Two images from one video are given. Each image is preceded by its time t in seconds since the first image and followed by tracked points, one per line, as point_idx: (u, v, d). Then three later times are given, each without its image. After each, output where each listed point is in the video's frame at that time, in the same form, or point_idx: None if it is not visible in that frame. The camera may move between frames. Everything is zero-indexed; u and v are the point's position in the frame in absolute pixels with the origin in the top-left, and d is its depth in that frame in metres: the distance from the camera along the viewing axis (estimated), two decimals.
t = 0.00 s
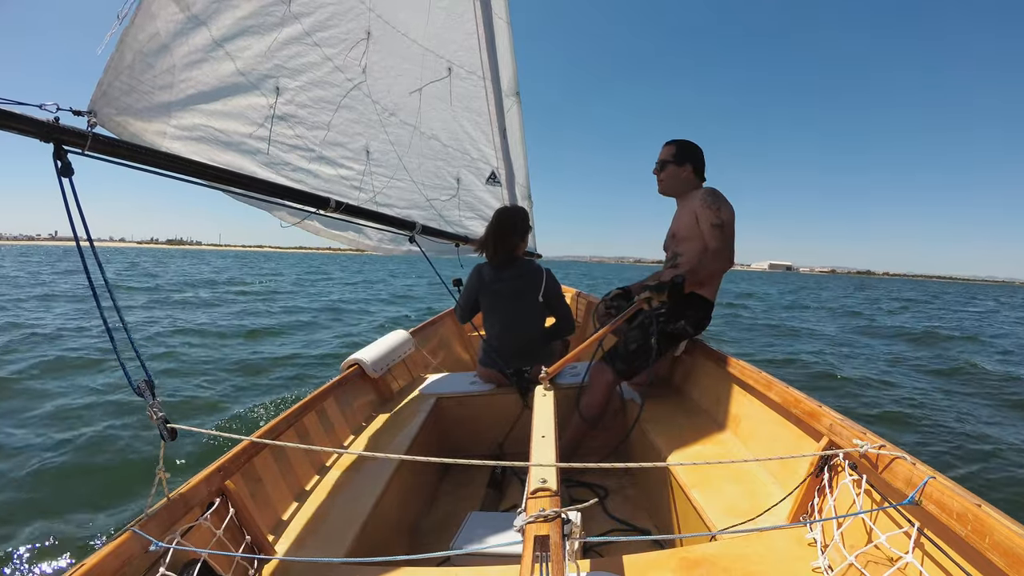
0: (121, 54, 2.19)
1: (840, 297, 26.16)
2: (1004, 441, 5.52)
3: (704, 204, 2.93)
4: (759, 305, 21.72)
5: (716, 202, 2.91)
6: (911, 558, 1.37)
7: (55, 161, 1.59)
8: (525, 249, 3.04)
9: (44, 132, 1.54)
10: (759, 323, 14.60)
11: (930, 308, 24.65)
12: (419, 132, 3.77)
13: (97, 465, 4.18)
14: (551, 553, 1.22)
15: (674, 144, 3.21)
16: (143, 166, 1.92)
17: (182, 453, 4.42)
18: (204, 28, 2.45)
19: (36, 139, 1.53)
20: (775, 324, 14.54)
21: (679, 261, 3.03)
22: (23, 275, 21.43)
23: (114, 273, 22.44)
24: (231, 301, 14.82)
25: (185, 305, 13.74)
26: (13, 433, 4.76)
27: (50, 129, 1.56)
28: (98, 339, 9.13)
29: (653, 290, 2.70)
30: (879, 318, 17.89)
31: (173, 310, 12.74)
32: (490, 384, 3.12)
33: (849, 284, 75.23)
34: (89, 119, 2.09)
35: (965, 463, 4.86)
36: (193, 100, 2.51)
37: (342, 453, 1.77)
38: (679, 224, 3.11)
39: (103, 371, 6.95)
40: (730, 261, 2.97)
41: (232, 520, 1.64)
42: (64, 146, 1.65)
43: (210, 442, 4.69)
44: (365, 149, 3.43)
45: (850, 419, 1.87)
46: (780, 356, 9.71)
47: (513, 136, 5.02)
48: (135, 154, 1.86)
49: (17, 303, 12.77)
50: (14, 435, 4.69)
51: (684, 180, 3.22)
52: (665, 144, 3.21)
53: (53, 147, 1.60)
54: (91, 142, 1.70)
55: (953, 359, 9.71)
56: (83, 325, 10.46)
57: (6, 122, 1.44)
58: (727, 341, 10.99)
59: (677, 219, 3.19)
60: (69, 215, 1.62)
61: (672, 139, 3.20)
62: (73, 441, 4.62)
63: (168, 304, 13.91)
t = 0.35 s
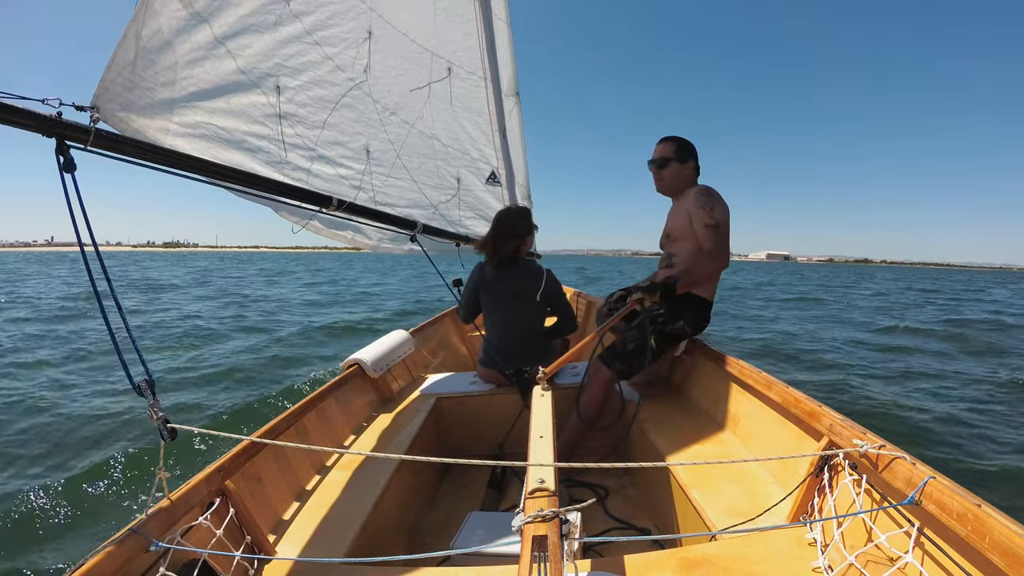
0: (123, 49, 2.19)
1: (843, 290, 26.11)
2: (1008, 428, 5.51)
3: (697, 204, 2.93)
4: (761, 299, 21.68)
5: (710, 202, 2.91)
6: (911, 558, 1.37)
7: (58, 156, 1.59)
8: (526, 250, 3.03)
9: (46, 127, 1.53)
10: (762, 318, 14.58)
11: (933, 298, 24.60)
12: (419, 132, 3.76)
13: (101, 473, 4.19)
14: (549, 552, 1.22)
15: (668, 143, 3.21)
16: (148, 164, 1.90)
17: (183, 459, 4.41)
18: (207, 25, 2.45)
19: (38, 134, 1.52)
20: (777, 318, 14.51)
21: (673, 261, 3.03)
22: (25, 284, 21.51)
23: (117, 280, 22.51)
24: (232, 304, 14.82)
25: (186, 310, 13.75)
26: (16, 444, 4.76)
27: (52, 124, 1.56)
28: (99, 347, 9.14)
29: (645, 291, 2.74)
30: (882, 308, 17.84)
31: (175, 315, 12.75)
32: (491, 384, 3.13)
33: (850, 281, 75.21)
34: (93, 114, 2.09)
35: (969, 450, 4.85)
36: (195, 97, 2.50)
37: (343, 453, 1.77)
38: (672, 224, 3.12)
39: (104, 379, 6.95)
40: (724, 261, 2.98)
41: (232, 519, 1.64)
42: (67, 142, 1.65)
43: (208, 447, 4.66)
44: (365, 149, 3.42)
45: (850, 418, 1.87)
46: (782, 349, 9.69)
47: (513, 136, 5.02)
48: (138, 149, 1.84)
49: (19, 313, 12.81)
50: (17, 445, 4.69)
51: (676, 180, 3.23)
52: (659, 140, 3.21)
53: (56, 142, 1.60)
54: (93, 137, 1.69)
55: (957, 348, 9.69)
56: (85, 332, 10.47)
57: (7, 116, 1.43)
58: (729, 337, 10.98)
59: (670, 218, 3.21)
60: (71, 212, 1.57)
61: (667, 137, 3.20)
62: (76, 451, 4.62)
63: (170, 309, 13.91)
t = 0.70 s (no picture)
0: (124, 49, 2.20)
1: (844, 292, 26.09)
2: (1010, 427, 5.51)
3: (688, 202, 2.93)
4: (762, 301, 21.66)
5: (701, 199, 2.91)
6: (910, 558, 1.37)
7: (57, 158, 1.59)
8: (531, 250, 3.03)
9: (46, 128, 1.53)
10: (763, 319, 14.56)
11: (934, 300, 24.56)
12: (420, 131, 3.76)
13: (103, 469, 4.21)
14: (544, 553, 1.22)
15: (656, 141, 3.21)
16: (148, 166, 1.90)
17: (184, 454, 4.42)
18: (208, 25, 2.46)
19: (38, 136, 1.52)
20: (779, 320, 14.49)
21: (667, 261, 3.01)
22: (26, 287, 21.53)
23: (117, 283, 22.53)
24: (234, 307, 14.82)
25: (188, 312, 13.75)
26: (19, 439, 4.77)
27: (52, 126, 1.56)
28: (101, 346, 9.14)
29: (640, 292, 2.71)
30: (884, 310, 17.82)
31: (176, 316, 12.74)
32: (491, 384, 3.13)
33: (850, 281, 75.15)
34: (92, 116, 2.10)
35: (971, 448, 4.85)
36: (196, 97, 2.50)
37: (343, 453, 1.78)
38: (665, 223, 3.11)
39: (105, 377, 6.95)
40: (721, 258, 2.97)
41: (232, 520, 1.64)
42: (67, 144, 1.65)
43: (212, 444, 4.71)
44: (367, 148, 3.43)
45: (850, 419, 1.87)
46: (784, 351, 9.67)
47: (513, 137, 5.02)
48: (138, 150, 1.82)
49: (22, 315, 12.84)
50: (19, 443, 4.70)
51: (666, 180, 3.23)
52: (645, 141, 3.20)
53: (55, 144, 1.60)
54: (92, 139, 1.68)
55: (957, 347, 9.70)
56: (86, 332, 10.47)
57: (8, 118, 1.43)
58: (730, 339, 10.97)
59: (662, 218, 3.19)
60: (70, 215, 1.58)
61: (654, 136, 3.20)
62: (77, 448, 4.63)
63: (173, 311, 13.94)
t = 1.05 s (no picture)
0: (118, 56, 2.16)
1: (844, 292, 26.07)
2: (1010, 424, 5.51)
3: (696, 205, 2.93)
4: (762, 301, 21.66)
5: (709, 201, 2.91)
6: (911, 558, 1.36)
7: (54, 165, 1.58)
8: (531, 251, 3.03)
9: (42, 137, 1.53)
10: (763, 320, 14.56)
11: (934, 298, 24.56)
12: (419, 132, 3.76)
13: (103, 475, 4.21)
14: (541, 553, 1.22)
15: (657, 145, 3.22)
16: (144, 173, 1.89)
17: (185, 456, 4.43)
18: (203, 30, 2.45)
19: (35, 144, 1.52)
20: (779, 320, 14.48)
21: (674, 262, 3.04)
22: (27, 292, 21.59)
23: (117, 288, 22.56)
24: (234, 311, 14.83)
25: (188, 315, 13.75)
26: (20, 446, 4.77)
27: (48, 134, 1.56)
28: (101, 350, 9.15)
29: (647, 293, 2.74)
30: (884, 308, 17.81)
31: (176, 320, 12.75)
32: (491, 384, 3.13)
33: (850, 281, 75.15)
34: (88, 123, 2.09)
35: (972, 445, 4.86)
36: (191, 102, 2.50)
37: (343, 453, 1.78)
38: (673, 226, 3.11)
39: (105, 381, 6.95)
40: (727, 261, 2.97)
41: (231, 520, 1.64)
42: (63, 151, 1.64)
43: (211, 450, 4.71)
44: (365, 149, 3.42)
45: (850, 418, 1.87)
46: (784, 351, 9.68)
47: (513, 137, 5.02)
48: (135, 156, 1.83)
49: (22, 322, 12.85)
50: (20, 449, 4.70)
51: (672, 182, 3.23)
52: (645, 146, 3.21)
53: (51, 151, 1.60)
54: (90, 145, 1.68)
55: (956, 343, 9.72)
56: (86, 338, 10.47)
57: (4, 127, 1.43)
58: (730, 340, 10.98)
59: (669, 221, 3.19)
60: (70, 225, 1.52)
61: (654, 141, 3.20)
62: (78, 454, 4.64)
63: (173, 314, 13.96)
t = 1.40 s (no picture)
0: (122, 52, 2.21)
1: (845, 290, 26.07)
2: (1012, 420, 5.50)
3: (690, 209, 2.93)
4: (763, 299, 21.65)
5: (701, 205, 2.91)
6: (911, 558, 1.36)
7: (56, 159, 1.58)
8: (529, 250, 3.03)
9: (46, 130, 1.53)
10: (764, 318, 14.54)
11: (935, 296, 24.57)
12: (420, 132, 3.76)
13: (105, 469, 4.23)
14: (528, 554, 1.22)
15: (644, 146, 3.21)
16: (146, 168, 1.89)
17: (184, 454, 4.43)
18: (207, 26, 2.46)
19: (37, 138, 1.52)
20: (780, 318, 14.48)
21: (670, 268, 3.07)
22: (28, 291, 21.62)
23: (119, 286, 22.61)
24: (235, 309, 14.84)
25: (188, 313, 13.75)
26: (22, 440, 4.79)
27: (50, 128, 1.55)
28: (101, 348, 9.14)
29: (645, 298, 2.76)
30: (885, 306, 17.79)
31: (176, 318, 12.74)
32: (491, 384, 3.13)
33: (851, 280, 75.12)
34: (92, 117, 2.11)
35: (972, 441, 4.86)
36: (194, 98, 2.50)
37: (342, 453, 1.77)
38: (669, 231, 3.12)
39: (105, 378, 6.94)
40: (724, 265, 2.97)
41: (231, 520, 1.64)
42: (66, 145, 1.64)
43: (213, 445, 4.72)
44: (366, 149, 3.42)
45: (850, 419, 1.87)
46: (785, 349, 9.67)
47: (513, 137, 5.02)
48: (136, 152, 1.83)
49: (24, 319, 12.87)
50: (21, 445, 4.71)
51: (664, 185, 3.24)
52: (633, 147, 3.21)
53: (54, 146, 1.60)
54: (92, 140, 1.68)
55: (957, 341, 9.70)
56: (87, 335, 10.47)
57: (6, 120, 1.43)
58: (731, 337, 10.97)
59: (663, 224, 3.20)
60: (70, 217, 1.57)
61: (642, 141, 3.20)
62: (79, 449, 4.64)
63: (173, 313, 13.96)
